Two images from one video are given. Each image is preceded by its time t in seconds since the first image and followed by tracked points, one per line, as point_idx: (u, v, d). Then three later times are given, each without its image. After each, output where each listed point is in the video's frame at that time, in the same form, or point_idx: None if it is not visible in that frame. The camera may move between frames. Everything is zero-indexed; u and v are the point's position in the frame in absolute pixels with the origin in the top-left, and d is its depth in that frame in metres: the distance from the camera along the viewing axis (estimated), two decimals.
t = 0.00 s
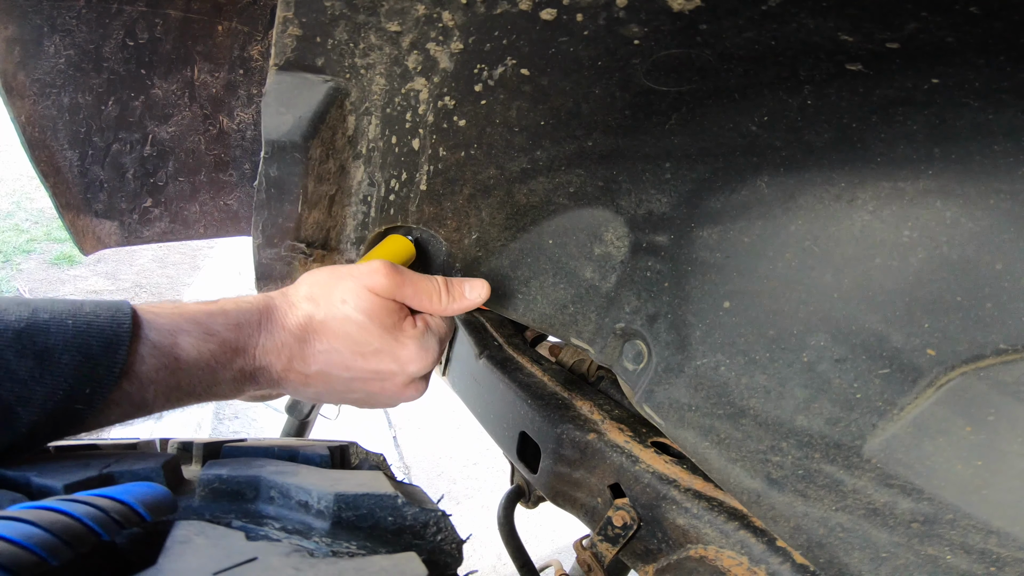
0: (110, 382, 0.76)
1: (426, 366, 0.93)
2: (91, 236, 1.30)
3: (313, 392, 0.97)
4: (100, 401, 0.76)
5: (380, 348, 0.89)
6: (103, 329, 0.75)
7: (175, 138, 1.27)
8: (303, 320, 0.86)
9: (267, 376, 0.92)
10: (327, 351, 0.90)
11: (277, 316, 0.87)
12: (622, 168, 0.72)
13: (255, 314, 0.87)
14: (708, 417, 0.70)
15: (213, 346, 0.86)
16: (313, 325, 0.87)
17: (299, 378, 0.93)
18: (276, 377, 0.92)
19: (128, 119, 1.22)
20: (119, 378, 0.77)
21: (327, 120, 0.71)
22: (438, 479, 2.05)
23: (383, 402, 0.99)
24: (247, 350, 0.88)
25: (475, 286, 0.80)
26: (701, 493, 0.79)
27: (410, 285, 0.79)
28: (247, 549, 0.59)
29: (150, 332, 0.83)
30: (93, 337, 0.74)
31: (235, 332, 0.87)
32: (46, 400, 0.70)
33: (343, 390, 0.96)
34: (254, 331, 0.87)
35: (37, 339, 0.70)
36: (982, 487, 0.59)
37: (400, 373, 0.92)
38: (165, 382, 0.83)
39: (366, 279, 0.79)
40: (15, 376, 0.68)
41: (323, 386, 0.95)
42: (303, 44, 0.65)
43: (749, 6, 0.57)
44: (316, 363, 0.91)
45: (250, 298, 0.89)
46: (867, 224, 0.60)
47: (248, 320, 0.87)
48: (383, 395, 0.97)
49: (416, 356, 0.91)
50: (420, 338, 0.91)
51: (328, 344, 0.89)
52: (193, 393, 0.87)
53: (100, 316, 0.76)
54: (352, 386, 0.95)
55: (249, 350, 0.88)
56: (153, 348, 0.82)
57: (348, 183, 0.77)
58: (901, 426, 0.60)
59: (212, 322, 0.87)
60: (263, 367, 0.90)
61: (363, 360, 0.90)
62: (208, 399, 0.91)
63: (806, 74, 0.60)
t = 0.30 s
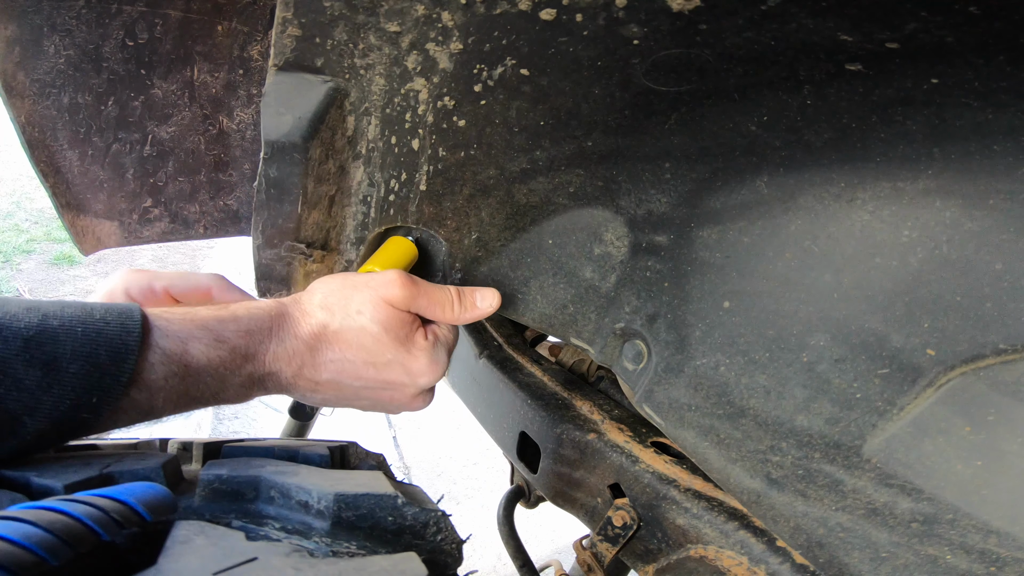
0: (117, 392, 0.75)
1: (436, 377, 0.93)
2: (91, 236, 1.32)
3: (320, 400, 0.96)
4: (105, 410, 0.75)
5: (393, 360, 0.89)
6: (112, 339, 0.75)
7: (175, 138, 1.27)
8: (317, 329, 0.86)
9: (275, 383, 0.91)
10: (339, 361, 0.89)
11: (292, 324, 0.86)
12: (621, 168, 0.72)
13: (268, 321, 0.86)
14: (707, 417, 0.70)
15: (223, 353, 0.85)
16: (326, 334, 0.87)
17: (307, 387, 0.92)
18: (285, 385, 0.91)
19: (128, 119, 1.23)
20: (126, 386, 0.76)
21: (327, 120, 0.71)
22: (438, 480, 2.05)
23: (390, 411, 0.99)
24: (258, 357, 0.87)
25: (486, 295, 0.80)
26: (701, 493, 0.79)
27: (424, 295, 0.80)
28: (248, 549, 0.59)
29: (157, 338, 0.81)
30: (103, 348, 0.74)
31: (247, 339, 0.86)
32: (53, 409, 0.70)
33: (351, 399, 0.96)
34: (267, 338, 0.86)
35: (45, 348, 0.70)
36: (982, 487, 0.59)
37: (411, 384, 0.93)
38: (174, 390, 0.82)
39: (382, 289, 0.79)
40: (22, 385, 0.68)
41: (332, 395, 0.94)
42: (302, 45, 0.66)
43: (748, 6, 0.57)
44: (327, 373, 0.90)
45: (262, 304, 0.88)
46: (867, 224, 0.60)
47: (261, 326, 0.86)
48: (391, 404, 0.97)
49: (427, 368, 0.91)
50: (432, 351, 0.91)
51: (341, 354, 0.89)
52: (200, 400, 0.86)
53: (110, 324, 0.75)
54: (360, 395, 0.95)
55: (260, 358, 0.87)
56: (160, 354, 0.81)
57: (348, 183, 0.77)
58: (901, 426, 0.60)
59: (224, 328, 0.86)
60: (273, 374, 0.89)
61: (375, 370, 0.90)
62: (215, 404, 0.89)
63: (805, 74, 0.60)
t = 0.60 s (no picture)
0: (128, 401, 0.76)
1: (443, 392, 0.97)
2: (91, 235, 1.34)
3: (330, 407, 0.99)
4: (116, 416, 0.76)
5: (404, 377, 0.92)
6: (126, 348, 0.76)
7: (175, 138, 1.27)
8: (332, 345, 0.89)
9: (286, 393, 0.94)
10: (351, 376, 0.92)
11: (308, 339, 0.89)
12: (620, 168, 0.72)
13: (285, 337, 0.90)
14: (707, 417, 0.70)
15: (237, 366, 0.88)
16: (340, 349, 0.90)
17: (319, 397, 0.96)
18: (296, 394, 0.94)
19: (127, 119, 1.23)
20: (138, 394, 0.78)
21: (325, 126, 0.68)
22: (438, 479, 2.05)
23: (397, 419, 1.03)
24: (270, 369, 0.89)
25: (491, 307, 0.81)
26: (701, 494, 0.79)
27: (434, 312, 0.83)
28: (247, 549, 0.59)
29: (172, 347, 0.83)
30: (116, 355, 0.74)
31: (261, 353, 0.89)
32: (64, 415, 0.70)
33: (360, 408, 0.99)
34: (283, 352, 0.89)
35: (62, 355, 0.71)
36: (981, 487, 0.59)
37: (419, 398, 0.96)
38: (188, 399, 0.84)
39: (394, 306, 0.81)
40: (37, 389, 0.69)
41: (342, 404, 0.98)
42: (297, 50, 0.62)
43: (745, 7, 0.57)
44: (339, 386, 0.93)
45: (277, 320, 0.92)
46: (866, 224, 0.60)
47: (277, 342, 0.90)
48: (399, 414, 1.00)
49: (435, 384, 0.94)
50: (440, 366, 0.93)
51: (353, 370, 0.92)
52: (212, 409, 0.89)
53: (125, 334, 0.76)
54: (370, 405, 0.98)
55: (273, 371, 0.89)
56: (174, 363, 0.82)
57: (347, 187, 0.74)
58: (900, 426, 0.60)
59: (239, 343, 0.89)
60: (284, 385, 0.91)
61: (386, 384, 0.94)
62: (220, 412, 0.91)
63: (803, 73, 0.60)
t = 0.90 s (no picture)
0: (118, 396, 0.76)
1: (434, 403, 0.97)
2: (92, 234, 1.33)
3: (321, 417, 0.99)
4: (107, 411, 0.76)
5: (395, 387, 0.92)
6: (114, 345, 0.76)
7: (175, 138, 1.26)
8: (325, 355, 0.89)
9: (278, 400, 0.93)
10: (343, 386, 0.92)
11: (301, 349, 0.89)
12: (609, 171, 0.73)
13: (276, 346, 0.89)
14: (701, 417, 0.70)
15: (229, 371, 0.88)
16: (332, 359, 0.89)
17: (310, 406, 0.95)
18: (288, 402, 0.94)
19: (128, 120, 1.23)
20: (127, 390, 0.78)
21: (305, 154, 0.66)
22: (438, 480, 2.06)
23: (388, 429, 1.02)
24: (263, 376, 0.89)
25: (487, 316, 0.85)
26: (701, 493, 0.80)
27: (429, 321, 0.86)
28: (247, 549, 0.60)
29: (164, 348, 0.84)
30: (104, 350, 0.75)
31: (253, 360, 0.89)
32: (53, 407, 0.70)
33: (351, 419, 0.99)
34: (274, 362, 0.89)
35: (50, 349, 0.71)
36: (972, 487, 0.59)
37: (411, 408, 0.96)
38: (183, 400, 0.84)
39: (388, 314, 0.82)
40: (26, 380, 0.70)
41: (333, 414, 0.98)
42: (263, 82, 0.62)
43: (722, 9, 0.56)
44: (330, 397, 0.93)
45: (271, 328, 0.91)
46: (861, 224, 0.61)
47: (269, 351, 0.89)
48: (389, 424, 1.00)
49: (427, 394, 0.94)
50: (433, 378, 0.94)
51: (344, 380, 0.92)
52: (206, 412, 0.89)
53: (112, 334, 0.77)
54: (361, 415, 0.98)
55: (265, 378, 0.89)
56: (167, 364, 0.83)
57: (335, 211, 0.73)
58: (891, 425, 0.60)
59: (231, 347, 0.89)
60: (276, 392, 0.91)
61: (377, 394, 0.93)
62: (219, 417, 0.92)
63: (786, 73, 0.60)
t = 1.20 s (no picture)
0: (118, 403, 0.75)
1: (439, 413, 0.97)
2: (91, 235, 1.33)
3: (325, 425, 0.99)
4: (109, 418, 0.75)
5: (402, 399, 0.92)
6: (116, 351, 0.76)
7: (175, 138, 1.27)
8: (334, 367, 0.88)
9: (282, 407, 0.94)
10: (349, 398, 0.92)
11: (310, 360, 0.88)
12: (610, 171, 0.73)
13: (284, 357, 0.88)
14: (703, 417, 0.70)
15: (234, 381, 0.88)
16: (339, 371, 0.89)
17: (315, 415, 0.96)
18: (293, 409, 0.94)
19: (127, 119, 1.23)
20: (128, 397, 0.77)
21: (303, 162, 0.65)
22: (438, 480, 2.06)
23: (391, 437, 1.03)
24: (267, 386, 0.89)
25: (494, 327, 0.92)
26: (701, 493, 0.79)
27: (438, 330, 0.87)
28: (247, 549, 0.59)
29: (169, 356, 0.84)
30: (105, 356, 0.74)
31: (258, 370, 0.88)
32: (54, 411, 0.70)
33: (355, 427, 0.99)
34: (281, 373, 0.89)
35: (50, 354, 0.71)
36: (975, 487, 0.59)
37: (416, 419, 0.96)
38: (185, 409, 0.85)
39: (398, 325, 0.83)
40: (27, 386, 0.70)
41: (337, 422, 0.98)
42: (258, 87, 0.60)
43: (727, 8, 0.56)
44: (336, 407, 0.93)
45: (277, 337, 0.89)
46: (864, 224, 0.61)
47: (276, 362, 0.89)
48: (393, 433, 1.01)
49: (433, 405, 0.95)
50: (438, 390, 0.94)
51: (351, 392, 0.91)
52: (208, 420, 0.89)
53: (115, 338, 0.76)
54: (365, 425, 0.98)
55: (269, 387, 0.90)
56: (171, 372, 0.84)
57: (335, 219, 0.73)
58: (894, 426, 0.60)
59: (235, 357, 0.88)
60: (281, 401, 0.92)
61: (383, 406, 0.93)
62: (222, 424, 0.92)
63: (789, 72, 0.60)
